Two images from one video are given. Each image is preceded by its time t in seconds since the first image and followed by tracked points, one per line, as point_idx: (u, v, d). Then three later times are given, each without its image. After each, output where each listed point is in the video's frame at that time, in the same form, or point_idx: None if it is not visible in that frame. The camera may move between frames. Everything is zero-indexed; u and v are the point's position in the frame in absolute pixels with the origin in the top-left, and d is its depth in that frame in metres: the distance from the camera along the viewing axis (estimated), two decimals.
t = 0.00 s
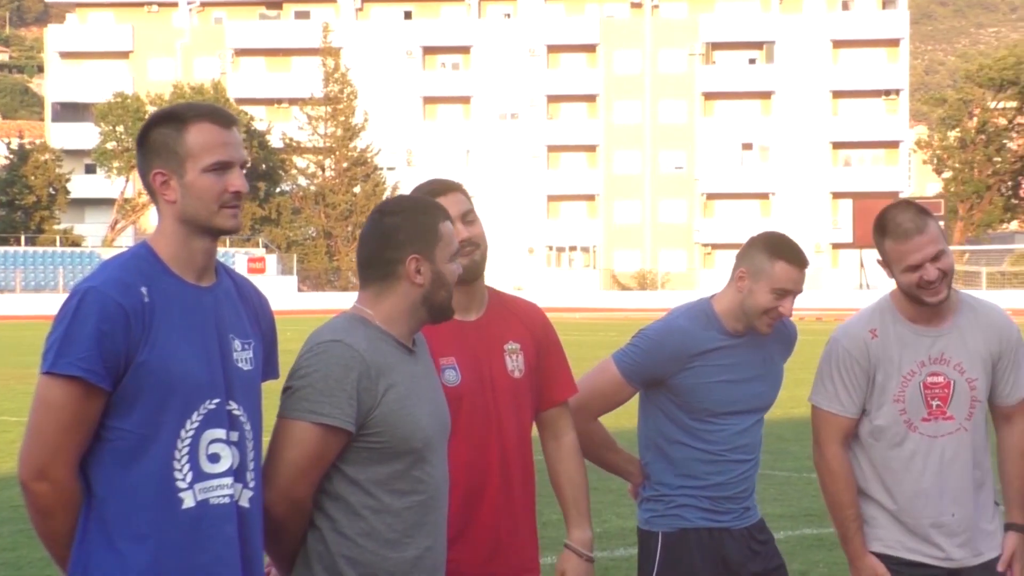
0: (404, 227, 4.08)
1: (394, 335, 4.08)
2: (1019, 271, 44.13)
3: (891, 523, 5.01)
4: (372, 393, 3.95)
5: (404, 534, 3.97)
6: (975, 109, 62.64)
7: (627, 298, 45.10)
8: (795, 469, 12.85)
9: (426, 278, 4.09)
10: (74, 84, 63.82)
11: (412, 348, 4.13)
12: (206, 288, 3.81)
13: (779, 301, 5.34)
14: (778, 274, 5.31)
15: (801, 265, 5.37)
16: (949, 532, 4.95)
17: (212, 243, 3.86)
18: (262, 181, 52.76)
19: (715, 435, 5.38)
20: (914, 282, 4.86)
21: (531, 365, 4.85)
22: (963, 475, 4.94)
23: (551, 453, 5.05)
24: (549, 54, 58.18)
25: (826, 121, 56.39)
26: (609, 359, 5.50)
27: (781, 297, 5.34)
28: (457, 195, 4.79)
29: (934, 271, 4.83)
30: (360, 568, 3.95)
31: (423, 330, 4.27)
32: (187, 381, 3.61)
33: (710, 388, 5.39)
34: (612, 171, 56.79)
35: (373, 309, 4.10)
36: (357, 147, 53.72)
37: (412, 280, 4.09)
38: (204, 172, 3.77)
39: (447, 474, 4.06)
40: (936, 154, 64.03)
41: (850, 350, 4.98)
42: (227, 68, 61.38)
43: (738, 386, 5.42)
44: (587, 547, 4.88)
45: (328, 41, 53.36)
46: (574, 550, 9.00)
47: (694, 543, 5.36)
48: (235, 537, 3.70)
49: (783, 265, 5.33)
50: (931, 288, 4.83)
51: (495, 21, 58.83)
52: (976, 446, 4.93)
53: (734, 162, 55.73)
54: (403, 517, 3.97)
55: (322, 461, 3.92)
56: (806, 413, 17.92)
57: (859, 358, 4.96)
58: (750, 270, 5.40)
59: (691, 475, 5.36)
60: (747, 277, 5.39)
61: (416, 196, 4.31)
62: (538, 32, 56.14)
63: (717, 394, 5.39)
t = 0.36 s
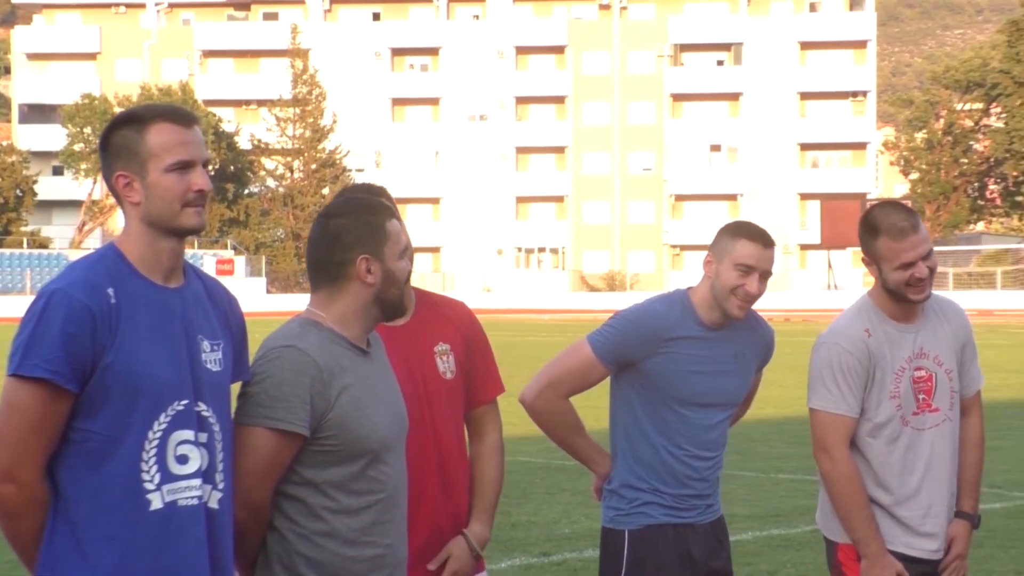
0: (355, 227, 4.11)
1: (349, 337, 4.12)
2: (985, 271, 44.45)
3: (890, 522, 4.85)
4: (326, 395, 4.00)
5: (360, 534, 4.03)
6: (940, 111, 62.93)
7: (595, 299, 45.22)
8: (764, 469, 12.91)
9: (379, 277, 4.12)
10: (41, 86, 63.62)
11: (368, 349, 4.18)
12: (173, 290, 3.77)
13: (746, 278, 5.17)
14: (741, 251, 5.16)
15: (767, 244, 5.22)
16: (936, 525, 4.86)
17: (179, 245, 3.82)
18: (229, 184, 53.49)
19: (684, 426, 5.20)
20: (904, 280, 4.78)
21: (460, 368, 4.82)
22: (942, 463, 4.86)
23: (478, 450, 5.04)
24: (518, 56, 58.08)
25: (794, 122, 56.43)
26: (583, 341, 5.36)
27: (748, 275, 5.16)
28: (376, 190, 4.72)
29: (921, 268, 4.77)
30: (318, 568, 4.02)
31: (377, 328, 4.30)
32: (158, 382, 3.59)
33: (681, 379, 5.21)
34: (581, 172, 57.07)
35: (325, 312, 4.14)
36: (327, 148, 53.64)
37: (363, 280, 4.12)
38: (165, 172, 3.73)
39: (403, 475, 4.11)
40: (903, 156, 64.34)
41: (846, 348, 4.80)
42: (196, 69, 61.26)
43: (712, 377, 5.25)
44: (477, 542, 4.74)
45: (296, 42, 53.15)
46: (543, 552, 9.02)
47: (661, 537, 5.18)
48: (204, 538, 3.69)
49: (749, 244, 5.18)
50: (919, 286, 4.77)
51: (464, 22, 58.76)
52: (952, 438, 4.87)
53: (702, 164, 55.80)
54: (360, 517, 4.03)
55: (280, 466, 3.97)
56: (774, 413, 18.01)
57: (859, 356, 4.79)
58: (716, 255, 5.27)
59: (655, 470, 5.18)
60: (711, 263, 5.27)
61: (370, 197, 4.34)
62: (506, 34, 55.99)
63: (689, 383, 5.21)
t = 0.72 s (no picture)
0: (317, 225, 4.20)
1: (312, 332, 4.19)
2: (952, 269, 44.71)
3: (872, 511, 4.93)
4: (278, 386, 4.07)
5: (316, 525, 4.06)
6: (908, 111, 63.14)
7: (564, 297, 45.34)
8: (734, 469, 12.95)
9: (340, 273, 4.20)
10: (8, 86, 63.47)
11: (339, 346, 4.25)
12: (139, 289, 3.67)
13: (687, 264, 5.21)
14: (682, 239, 5.25)
15: (707, 229, 5.29)
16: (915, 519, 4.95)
17: (146, 243, 3.71)
18: (198, 185, 53.66)
19: (650, 420, 5.21)
20: (903, 268, 4.99)
21: (415, 364, 4.85)
22: (915, 458, 4.97)
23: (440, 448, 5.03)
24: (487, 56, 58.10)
25: (763, 121, 56.58)
26: (541, 344, 5.41)
27: (690, 262, 5.21)
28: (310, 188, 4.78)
29: (920, 255, 4.98)
30: (279, 561, 4.07)
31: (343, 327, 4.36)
32: (125, 382, 3.49)
33: (643, 375, 5.23)
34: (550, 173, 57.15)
35: (291, 309, 4.23)
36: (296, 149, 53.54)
37: (325, 275, 4.20)
38: (126, 172, 3.62)
39: (363, 468, 4.11)
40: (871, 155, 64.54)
41: (848, 338, 4.88)
42: (165, 69, 61.22)
43: (673, 372, 5.27)
44: (441, 530, 4.74)
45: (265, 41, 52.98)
46: (513, 550, 9.04)
47: (627, 536, 5.19)
48: (174, 535, 3.59)
49: (689, 233, 5.27)
50: (914, 276, 4.98)
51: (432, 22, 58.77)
52: (925, 434, 4.99)
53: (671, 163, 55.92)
54: (315, 506, 4.06)
55: (233, 458, 4.05)
56: (742, 413, 18.07)
57: (861, 347, 4.88)
58: (661, 249, 5.33)
59: (621, 466, 5.20)
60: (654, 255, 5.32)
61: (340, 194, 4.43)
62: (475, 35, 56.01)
63: (651, 379, 5.23)
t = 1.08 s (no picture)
0: (293, 233, 4.21)
1: (280, 338, 4.19)
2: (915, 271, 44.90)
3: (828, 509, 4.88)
4: (230, 382, 4.10)
5: (255, 523, 4.05)
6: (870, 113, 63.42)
7: (529, 299, 45.40)
8: (696, 470, 12.98)
9: (313, 282, 4.20)
10: None
11: (308, 353, 4.25)
12: (98, 291, 3.61)
13: (624, 264, 5.16)
14: (615, 241, 5.19)
15: (641, 230, 5.26)
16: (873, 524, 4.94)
17: (105, 245, 3.64)
18: (162, 186, 53.49)
19: (602, 422, 5.18)
20: (892, 251, 5.03)
21: (388, 369, 4.87)
22: (874, 459, 4.94)
23: (410, 455, 5.04)
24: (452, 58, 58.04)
25: (727, 123, 56.70)
26: (489, 350, 5.38)
27: (626, 261, 5.16)
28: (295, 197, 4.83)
29: (887, 245, 5.01)
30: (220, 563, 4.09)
31: (319, 333, 4.37)
32: (83, 383, 3.43)
33: (595, 377, 5.19)
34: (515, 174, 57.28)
35: (263, 312, 4.24)
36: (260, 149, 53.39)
37: (296, 284, 4.21)
38: (84, 173, 3.55)
39: (311, 473, 4.08)
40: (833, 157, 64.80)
41: (827, 328, 4.80)
42: (128, 69, 61.01)
43: (625, 374, 5.23)
44: (413, 530, 4.76)
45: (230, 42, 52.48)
46: (476, 552, 9.04)
47: (584, 540, 5.15)
48: (134, 538, 3.51)
49: (621, 232, 5.20)
50: (886, 260, 5.01)
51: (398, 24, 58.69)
52: (885, 436, 4.96)
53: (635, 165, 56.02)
54: (257, 506, 4.05)
55: (180, 448, 4.07)
56: (705, 413, 18.13)
57: (847, 336, 4.80)
58: (596, 249, 5.27)
59: (583, 472, 5.14)
60: (593, 258, 5.26)
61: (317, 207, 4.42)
62: (440, 36, 55.93)
63: (604, 380, 5.19)
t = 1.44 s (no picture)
0: (234, 230, 4.26)
1: (225, 334, 4.24)
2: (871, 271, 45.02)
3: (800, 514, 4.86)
4: (179, 380, 4.12)
5: (208, 521, 4.07)
6: (827, 112, 63.63)
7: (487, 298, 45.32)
8: (656, 468, 12.98)
9: (255, 279, 4.25)
10: None
11: (255, 349, 4.31)
12: (51, 290, 3.59)
13: (582, 264, 5.15)
14: (573, 241, 5.17)
15: (597, 228, 5.24)
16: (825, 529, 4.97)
17: (59, 244, 3.62)
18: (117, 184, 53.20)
19: (564, 422, 5.16)
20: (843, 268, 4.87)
21: (354, 372, 5.00)
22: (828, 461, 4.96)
23: (364, 465, 5.24)
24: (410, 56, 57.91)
25: (685, 123, 56.76)
26: (447, 336, 5.40)
27: (584, 261, 5.15)
28: (303, 204, 5.01)
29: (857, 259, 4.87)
30: (168, 555, 4.07)
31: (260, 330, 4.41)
32: (34, 382, 3.40)
33: (550, 377, 5.17)
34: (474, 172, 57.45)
35: (207, 309, 4.28)
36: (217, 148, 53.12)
37: (238, 281, 4.25)
38: (37, 170, 3.53)
39: (260, 470, 4.12)
40: (790, 155, 64.93)
41: (799, 348, 4.69)
42: (84, 67, 60.64)
43: (582, 371, 5.21)
44: (402, 558, 5.09)
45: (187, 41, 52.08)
46: (435, 550, 9.04)
47: (548, 540, 5.13)
48: (85, 539, 3.49)
49: (577, 232, 5.19)
50: (853, 274, 4.88)
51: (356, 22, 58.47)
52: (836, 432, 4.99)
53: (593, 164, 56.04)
54: (209, 504, 4.07)
55: (131, 446, 4.07)
56: (663, 412, 18.16)
57: (810, 355, 4.70)
58: (552, 249, 5.25)
59: (551, 473, 5.12)
60: (549, 256, 5.26)
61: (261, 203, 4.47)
62: (398, 35, 55.76)
63: (563, 379, 5.17)
